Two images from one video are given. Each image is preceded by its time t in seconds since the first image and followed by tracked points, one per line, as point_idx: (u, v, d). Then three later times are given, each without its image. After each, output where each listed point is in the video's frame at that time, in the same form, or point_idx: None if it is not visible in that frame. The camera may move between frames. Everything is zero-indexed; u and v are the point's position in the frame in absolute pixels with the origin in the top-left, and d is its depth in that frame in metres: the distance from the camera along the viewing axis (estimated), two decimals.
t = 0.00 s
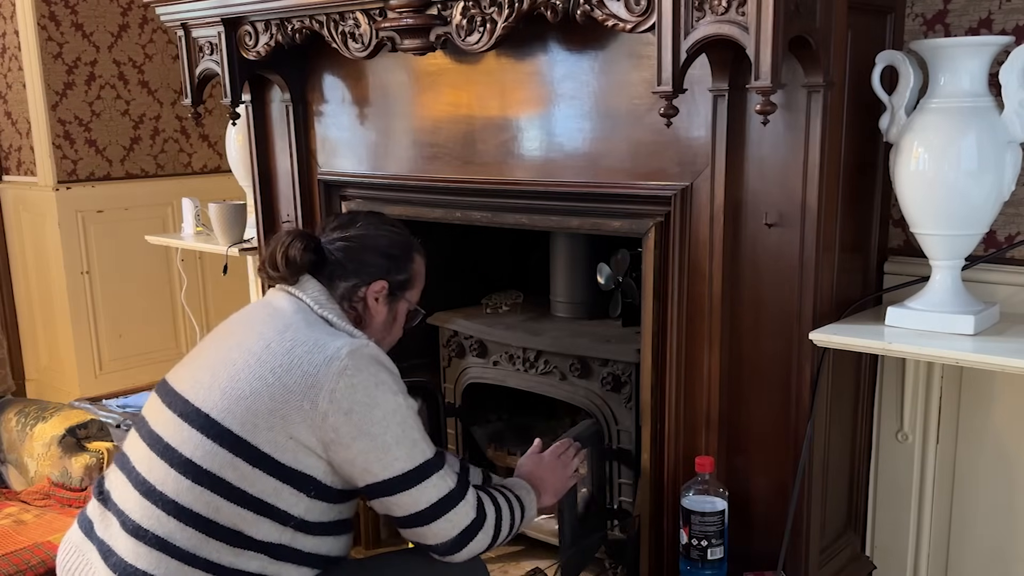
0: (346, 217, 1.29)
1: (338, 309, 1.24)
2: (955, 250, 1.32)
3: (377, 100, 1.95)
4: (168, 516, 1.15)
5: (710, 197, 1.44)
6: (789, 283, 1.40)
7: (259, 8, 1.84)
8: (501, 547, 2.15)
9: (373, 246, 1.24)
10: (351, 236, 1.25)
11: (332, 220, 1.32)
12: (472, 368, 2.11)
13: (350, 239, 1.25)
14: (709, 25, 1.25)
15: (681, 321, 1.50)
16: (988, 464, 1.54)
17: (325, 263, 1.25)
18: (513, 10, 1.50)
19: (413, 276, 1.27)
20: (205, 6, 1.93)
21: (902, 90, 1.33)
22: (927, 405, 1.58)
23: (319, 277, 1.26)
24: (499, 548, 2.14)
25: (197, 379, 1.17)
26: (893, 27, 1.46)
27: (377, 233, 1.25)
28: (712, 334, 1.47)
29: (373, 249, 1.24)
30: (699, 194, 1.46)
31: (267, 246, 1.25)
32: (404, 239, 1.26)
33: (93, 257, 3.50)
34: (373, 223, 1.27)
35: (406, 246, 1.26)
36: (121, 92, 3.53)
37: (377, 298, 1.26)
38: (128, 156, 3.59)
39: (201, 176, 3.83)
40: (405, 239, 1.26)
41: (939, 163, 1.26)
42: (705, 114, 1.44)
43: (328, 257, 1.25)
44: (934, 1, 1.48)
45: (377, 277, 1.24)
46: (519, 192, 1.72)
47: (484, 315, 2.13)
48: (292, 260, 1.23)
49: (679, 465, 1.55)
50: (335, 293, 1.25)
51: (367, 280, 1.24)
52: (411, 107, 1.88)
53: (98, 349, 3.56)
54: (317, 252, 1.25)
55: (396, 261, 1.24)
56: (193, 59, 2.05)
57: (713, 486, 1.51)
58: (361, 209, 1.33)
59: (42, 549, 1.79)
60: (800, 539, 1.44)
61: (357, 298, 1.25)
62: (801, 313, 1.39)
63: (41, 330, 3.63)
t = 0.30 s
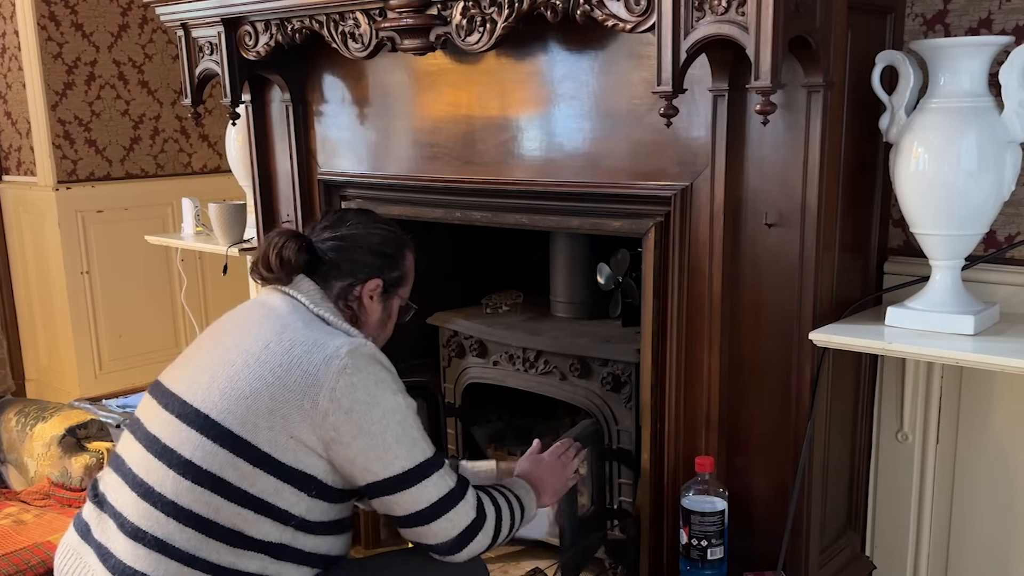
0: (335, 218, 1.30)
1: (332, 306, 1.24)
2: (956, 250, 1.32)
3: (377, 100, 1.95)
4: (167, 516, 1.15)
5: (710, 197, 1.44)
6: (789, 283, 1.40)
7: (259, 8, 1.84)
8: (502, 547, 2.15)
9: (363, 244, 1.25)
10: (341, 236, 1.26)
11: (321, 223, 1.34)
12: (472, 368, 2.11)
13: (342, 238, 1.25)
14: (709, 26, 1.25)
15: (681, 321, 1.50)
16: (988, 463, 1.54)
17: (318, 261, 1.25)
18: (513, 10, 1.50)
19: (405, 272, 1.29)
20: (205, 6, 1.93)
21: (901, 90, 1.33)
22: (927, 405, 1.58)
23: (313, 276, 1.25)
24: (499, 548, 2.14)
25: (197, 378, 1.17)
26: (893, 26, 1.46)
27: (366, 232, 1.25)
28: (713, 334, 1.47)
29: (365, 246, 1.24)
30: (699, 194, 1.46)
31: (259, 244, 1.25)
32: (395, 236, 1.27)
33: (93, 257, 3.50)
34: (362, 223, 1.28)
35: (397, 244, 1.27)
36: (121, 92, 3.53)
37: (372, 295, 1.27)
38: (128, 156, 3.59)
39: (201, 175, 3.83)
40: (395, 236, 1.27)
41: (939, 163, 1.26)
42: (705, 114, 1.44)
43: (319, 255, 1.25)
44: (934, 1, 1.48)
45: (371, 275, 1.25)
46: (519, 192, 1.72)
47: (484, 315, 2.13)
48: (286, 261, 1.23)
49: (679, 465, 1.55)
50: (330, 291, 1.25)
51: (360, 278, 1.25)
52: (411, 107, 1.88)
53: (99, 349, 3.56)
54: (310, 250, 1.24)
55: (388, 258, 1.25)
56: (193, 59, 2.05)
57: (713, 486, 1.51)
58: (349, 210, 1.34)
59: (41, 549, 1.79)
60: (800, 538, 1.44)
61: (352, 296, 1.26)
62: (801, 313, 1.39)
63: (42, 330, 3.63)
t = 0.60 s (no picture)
0: (347, 219, 1.28)
1: (341, 310, 1.24)
2: (956, 250, 1.32)
3: (377, 100, 1.95)
4: (168, 515, 1.15)
5: (710, 197, 1.44)
6: (788, 283, 1.40)
7: (258, 9, 1.84)
8: (502, 547, 2.15)
9: (376, 249, 1.23)
10: (352, 238, 1.24)
11: (332, 222, 1.31)
12: (472, 368, 2.11)
13: (354, 242, 1.24)
14: (709, 26, 1.25)
15: (681, 321, 1.50)
16: (988, 463, 1.54)
17: (328, 265, 1.23)
18: (513, 11, 1.50)
19: (415, 278, 1.29)
20: (205, 6, 1.93)
21: (902, 90, 1.33)
22: (927, 405, 1.57)
23: (323, 279, 1.24)
24: (499, 548, 2.14)
25: (198, 379, 1.17)
26: (893, 26, 1.46)
27: (380, 236, 1.24)
28: (712, 334, 1.47)
29: (376, 252, 1.23)
30: (699, 194, 1.46)
31: (270, 243, 1.24)
32: (407, 241, 1.26)
33: (93, 257, 3.50)
34: (375, 225, 1.26)
35: (407, 248, 1.26)
36: (121, 92, 3.53)
37: (382, 299, 1.27)
38: (128, 156, 3.59)
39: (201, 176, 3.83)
40: (406, 241, 1.26)
41: (939, 163, 1.26)
42: (705, 114, 1.44)
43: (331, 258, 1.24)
44: (934, 1, 1.48)
45: (382, 280, 1.25)
46: (519, 192, 1.72)
47: (484, 315, 2.13)
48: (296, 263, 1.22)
49: (679, 466, 1.55)
50: (340, 294, 1.24)
51: (372, 283, 1.25)
52: (411, 107, 1.88)
53: (99, 349, 3.56)
54: (322, 252, 1.23)
55: (399, 264, 1.24)
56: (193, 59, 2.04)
57: (712, 487, 1.51)
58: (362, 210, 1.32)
59: (42, 549, 1.79)
60: (800, 538, 1.44)
61: (362, 300, 1.26)
62: (801, 314, 1.39)
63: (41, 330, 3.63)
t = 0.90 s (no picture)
0: (176, 190, 1.26)
1: (203, 278, 1.23)
2: (956, 250, 1.32)
3: (377, 100, 1.95)
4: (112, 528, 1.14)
5: (710, 197, 1.44)
6: (788, 283, 1.40)
7: (258, 9, 1.84)
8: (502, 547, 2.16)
9: (214, 212, 1.23)
10: (189, 207, 1.23)
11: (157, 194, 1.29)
12: (472, 367, 2.11)
13: (187, 211, 1.23)
14: (709, 26, 1.25)
15: (681, 321, 1.50)
16: (988, 463, 1.54)
17: (167, 240, 1.22)
18: (513, 11, 1.50)
19: (260, 231, 1.29)
20: (205, 6, 1.93)
21: (902, 90, 1.33)
22: (927, 404, 1.58)
23: (173, 255, 1.23)
24: (499, 548, 2.14)
25: (103, 389, 1.12)
26: (893, 26, 1.46)
27: (212, 199, 1.24)
28: (712, 333, 1.47)
29: (213, 216, 1.23)
30: (699, 194, 1.46)
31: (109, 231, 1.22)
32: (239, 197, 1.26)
33: (93, 257, 3.50)
34: (204, 188, 1.25)
35: (240, 207, 1.26)
36: (121, 92, 3.53)
37: (234, 259, 1.27)
38: (128, 156, 3.59)
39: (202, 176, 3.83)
40: (240, 196, 1.26)
41: (939, 163, 1.26)
42: (705, 114, 1.44)
43: (171, 230, 1.23)
44: (934, 1, 1.48)
45: (227, 239, 1.25)
46: (519, 192, 1.72)
47: (484, 315, 2.13)
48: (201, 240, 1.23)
49: (679, 465, 1.55)
50: (193, 264, 1.23)
51: (219, 245, 1.25)
52: (411, 107, 1.88)
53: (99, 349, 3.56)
54: (156, 229, 1.22)
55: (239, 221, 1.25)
56: (193, 58, 2.05)
57: (712, 486, 1.51)
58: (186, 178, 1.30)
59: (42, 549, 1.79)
60: (799, 538, 1.44)
61: (217, 266, 1.25)
62: (800, 313, 1.39)
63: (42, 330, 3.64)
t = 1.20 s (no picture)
0: (228, 204, 1.33)
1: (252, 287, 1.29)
2: (956, 250, 1.32)
3: (377, 100, 1.95)
4: (138, 506, 1.17)
5: (710, 197, 1.44)
6: (787, 284, 1.40)
7: (258, 9, 1.84)
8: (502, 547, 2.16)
9: (263, 229, 1.31)
10: (238, 223, 1.30)
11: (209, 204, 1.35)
12: (472, 367, 2.12)
13: (240, 226, 1.30)
14: (709, 26, 1.25)
15: (681, 321, 1.51)
16: (988, 462, 1.54)
17: (221, 250, 1.29)
18: (513, 11, 1.50)
19: (307, 248, 1.37)
20: (205, 7, 1.93)
21: (902, 90, 1.33)
22: (927, 405, 1.58)
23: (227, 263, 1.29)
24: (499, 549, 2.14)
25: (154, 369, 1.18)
26: (893, 26, 1.46)
27: (264, 216, 1.31)
28: (712, 333, 1.47)
29: (265, 233, 1.31)
30: (699, 195, 1.46)
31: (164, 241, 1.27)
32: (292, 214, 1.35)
33: (93, 257, 3.50)
34: (257, 204, 1.33)
35: (294, 223, 1.34)
36: (121, 92, 3.53)
37: (281, 275, 1.34)
38: (128, 156, 3.60)
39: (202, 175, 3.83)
40: (293, 216, 1.34)
41: (939, 163, 1.26)
42: (705, 114, 1.44)
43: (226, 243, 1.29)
44: (934, 1, 1.48)
45: (278, 257, 1.33)
46: (519, 192, 1.72)
47: (484, 315, 2.13)
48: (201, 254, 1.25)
49: (679, 466, 1.55)
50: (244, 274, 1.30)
51: (270, 262, 1.32)
52: (411, 107, 1.88)
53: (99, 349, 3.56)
54: (211, 240, 1.28)
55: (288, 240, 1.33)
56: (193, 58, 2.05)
57: (712, 486, 1.51)
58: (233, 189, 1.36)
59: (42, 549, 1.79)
60: (799, 538, 1.44)
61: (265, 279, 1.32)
62: (801, 314, 1.39)
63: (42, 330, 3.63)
